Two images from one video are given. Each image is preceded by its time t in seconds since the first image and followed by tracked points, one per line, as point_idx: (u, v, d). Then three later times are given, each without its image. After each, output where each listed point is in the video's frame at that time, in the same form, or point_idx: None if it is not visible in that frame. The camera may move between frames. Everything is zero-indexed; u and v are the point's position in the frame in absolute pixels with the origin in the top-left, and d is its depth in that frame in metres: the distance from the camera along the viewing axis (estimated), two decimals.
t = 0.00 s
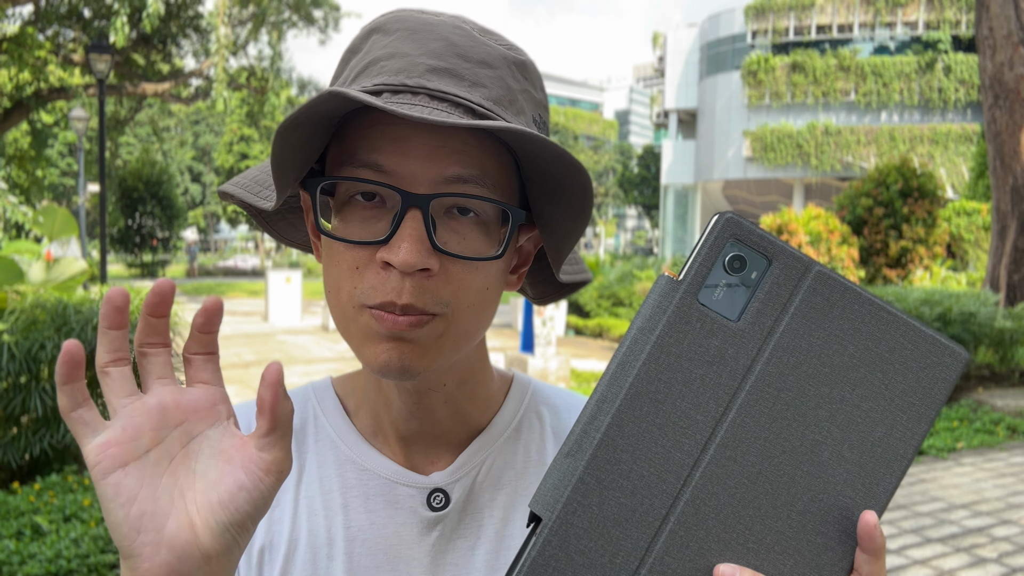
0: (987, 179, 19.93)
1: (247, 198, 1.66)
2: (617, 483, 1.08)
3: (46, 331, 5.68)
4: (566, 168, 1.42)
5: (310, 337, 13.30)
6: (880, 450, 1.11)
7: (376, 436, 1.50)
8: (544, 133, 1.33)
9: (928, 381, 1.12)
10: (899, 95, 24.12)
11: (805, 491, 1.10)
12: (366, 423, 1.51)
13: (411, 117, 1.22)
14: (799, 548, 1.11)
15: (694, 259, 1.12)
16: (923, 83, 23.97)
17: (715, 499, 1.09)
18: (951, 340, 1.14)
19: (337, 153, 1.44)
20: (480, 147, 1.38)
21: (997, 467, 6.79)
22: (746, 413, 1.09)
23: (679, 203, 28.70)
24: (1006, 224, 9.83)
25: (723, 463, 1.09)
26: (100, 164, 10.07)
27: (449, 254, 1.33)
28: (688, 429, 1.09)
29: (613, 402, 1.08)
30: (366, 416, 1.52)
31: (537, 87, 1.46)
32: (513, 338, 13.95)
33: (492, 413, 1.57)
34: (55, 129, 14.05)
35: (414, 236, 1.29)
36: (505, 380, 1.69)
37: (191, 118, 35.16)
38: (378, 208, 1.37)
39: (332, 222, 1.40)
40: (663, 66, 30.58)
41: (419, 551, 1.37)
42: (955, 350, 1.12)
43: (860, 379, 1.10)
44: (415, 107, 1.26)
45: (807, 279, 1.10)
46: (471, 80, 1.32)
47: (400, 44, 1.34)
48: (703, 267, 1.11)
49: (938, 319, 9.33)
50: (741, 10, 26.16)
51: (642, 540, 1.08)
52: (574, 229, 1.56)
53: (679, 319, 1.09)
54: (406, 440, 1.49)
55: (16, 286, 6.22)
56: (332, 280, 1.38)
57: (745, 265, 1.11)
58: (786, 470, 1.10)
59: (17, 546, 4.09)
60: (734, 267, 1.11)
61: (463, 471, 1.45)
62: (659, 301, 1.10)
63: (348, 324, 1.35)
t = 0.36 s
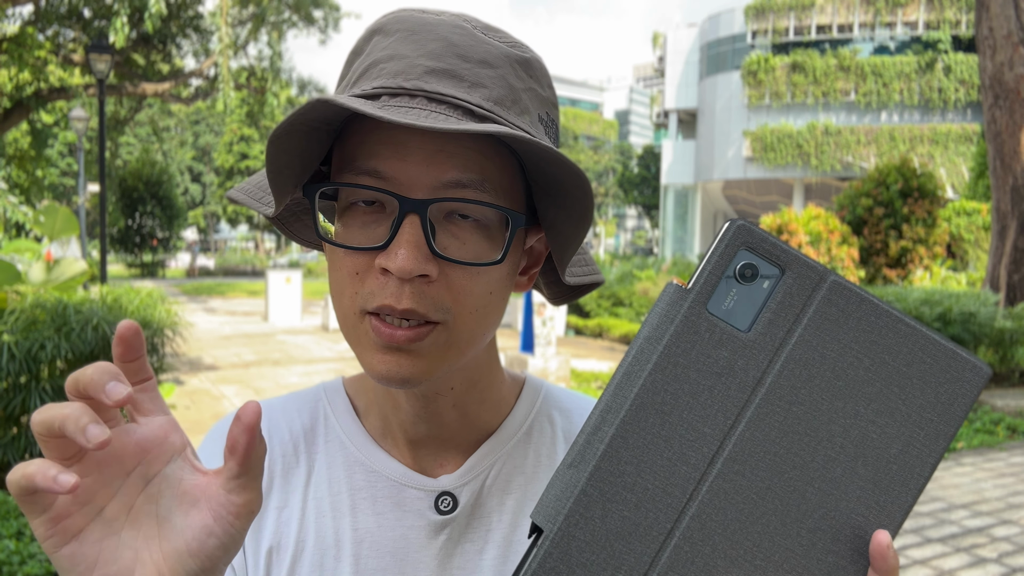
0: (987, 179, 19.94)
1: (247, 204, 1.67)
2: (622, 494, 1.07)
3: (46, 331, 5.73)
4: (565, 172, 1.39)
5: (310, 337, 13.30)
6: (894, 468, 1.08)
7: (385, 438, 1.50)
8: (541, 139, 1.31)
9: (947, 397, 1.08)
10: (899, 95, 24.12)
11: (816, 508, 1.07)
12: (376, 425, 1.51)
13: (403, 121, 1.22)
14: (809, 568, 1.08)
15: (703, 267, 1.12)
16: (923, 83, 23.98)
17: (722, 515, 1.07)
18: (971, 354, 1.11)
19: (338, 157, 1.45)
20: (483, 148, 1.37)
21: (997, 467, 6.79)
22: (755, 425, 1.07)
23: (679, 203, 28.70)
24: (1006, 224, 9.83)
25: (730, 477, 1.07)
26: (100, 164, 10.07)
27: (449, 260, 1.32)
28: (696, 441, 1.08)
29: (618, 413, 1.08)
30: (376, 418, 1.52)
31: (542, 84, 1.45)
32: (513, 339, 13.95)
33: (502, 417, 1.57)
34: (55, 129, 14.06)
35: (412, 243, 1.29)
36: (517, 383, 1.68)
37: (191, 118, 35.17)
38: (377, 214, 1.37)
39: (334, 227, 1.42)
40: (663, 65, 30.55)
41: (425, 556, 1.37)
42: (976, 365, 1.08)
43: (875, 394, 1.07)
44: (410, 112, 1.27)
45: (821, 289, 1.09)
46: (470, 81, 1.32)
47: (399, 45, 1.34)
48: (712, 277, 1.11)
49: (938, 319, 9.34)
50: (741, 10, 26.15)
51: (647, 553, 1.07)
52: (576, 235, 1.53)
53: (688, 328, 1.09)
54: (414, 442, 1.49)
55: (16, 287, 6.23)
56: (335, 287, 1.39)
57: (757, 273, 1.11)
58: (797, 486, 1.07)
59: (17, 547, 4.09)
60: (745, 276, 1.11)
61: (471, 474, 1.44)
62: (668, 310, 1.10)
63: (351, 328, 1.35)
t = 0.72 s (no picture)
0: (987, 179, 19.96)
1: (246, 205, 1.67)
2: (622, 498, 1.07)
3: (46, 331, 5.71)
4: (566, 165, 1.40)
5: (310, 337, 13.30)
6: (897, 473, 1.08)
7: (385, 439, 1.50)
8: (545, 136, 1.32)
9: (951, 402, 1.08)
10: (899, 95, 24.12)
11: (817, 513, 1.08)
12: (376, 426, 1.51)
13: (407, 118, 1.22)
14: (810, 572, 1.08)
15: (706, 270, 1.12)
16: (924, 83, 23.99)
17: (723, 520, 1.07)
18: (977, 360, 1.10)
19: (339, 155, 1.45)
20: (484, 145, 1.38)
21: (997, 467, 6.79)
22: (756, 430, 1.07)
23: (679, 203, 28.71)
24: (1006, 224, 9.83)
25: (731, 481, 1.07)
26: (100, 164, 10.07)
27: (451, 258, 1.32)
28: (697, 445, 1.08)
29: (619, 415, 1.08)
30: (376, 419, 1.52)
31: (541, 81, 1.45)
32: (513, 338, 13.96)
33: (503, 417, 1.57)
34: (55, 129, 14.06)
35: (415, 240, 1.29)
36: (517, 384, 1.68)
37: (191, 118, 35.22)
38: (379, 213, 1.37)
39: (337, 226, 1.42)
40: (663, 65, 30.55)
41: (426, 557, 1.37)
42: (980, 370, 1.08)
43: (878, 398, 1.08)
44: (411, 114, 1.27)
45: (824, 292, 1.09)
46: (471, 78, 1.32)
47: (398, 43, 1.34)
48: (714, 279, 1.11)
49: (938, 319, 9.34)
50: (741, 10, 26.15)
51: (647, 556, 1.07)
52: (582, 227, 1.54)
53: (690, 331, 1.09)
54: (414, 443, 1.49)
55: (16, 286, 6.23)
56: (336, 287, 1.39)
57: (759, 276, 1.11)
58: (798, 490, 1.07)
59: (17, 547, 4.08)
60: (747, 279, 1.10)
61: (471, 476, 1.44)
62: (669, 313, 1.10)
63: (352, 329, 1.35)
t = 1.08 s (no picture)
0: (987, 179, 19.96)
1: (240, 195, 1.69)
2: (622, 496, 1.07)
3: (46, 332, 5.70)
4: (558, 157, 1.40)
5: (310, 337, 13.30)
6: (896, 470, 1.08)
7: (379, 440, 1.50)
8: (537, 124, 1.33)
9: (949, 399, 1.08)
10: (899, 95, 24.11)
11: (817, 510, 1.08)
12: (370, 426, 1.52)
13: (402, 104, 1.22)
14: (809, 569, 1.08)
15: (705, 269, 1.12)
16: (924, 83, 23.99)
17: (723, 517, 1.07)
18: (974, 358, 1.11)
19: (333, 151, 1.45)
20: (476, 139, 1.38)
21: (997, 467, 6.78)
22: (757, 428, 1.07)
23: (679, 203, 28.70)
24: (1006, 224, 9.82)
25: (732, 480, 1.07)
26: (100, 164, 10.08)
27: (442, 250, 1.31)
28: (698, 443, 1.07)
29: (620, 413, 1.07)
30: (370, 419, 1.52)
31: (536, 82, 1.45)
32: (513, 338, 13.97)
33: (498, 418, 1.57)
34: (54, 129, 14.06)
35: (405, 230, 1.29)
36: (512, 383, 1.67)
37: (191, 118, 35.24)
38: (371, 206, 1.37)
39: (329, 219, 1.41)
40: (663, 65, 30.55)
41: (423, 558, 1.37)
42: (978, 367, 1.08)
43: (877, 396, 1.08)
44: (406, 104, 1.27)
45: (824, 291, 1.09)
46: (464, 73, 1.32)
47: (394, 38, 1.35)
48: (714, 277, 1.11)
49: (938, 319, 9.34)
50: (741, 10, 26.15)
51: (648, 554, 1.06)
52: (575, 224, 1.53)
53: (690, 330, 1.08)
54: (409, 444, 1.49)
55: (16, 286, 6.23)
56: (328, 282, 1.39)
57: (760, 274, 1.11)
58: (798, 488, 1.07)
59: (17, 547, 4.09)
60: (746, 277, 1.10)
61: (467, 476, 1.44)
62: (670, 311, 1.10)
63: (343, 322, 1.35)
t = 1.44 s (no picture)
0: (987, 179, 19.97)
1: (245, 196, 1.68)
2: (622, 493, 1.06)
3: (46, 332, 5.70)
4: (573, 156, 1.45)
5: (310, 338, 13.31)
6: (887, 465, 1.09)
7: (378, 439, 1.51)
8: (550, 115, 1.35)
9: (937, 395, 1.09)
10: (899, 95, 24.10)
11: (812, 505, 1.08)
12: (369, 425, 1.52)
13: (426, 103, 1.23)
14: (805, 564, 1.08)
15: (702, 269, 1.12)
16: (924, 83, 23.98)
17: (720, 514, 1.07)
18: (961, 354, 1.12)
19: (336, 153, 1.44)
20: (485, 138, 1.40)
21: (997, 467, 6.78)
22: (752, 426, 1.07)
23: (679, 203, 28.69)
24: (1006, 224, 9.82)
25: (729, 476, 1.07)
26: (100, 164, 10.07)
27: (455, 249, 1.31)
28: (694, 440, 1.07)
29: (619, 412, 1.07)
30: (369, 418, 1.52)
31: (536, 82, 1.47)
32: (513, 338, 13.98)
33: (495, 417, 1.57)
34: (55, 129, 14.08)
35: (422, 229, 1.29)
36: (508, 383, 1.68)
37: (191, 118, 35.29)
38: (382, 205, 1.36)
39: (336, 221, 1.39)
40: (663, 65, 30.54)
41: (424, 557, 1.36)
42: (965, 364, 1.10)
43: (868, 392, 1.08)
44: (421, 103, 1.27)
45: (817, 290, 1.09)
46: (472, 72, 1.33)
47: (400, 40, 1.35)
48: (711, 277, 1.10)
49: (938, 319, 9.34)
50: (741, 10, 26.14)
51: (648, 551, 1.06)
52: (582, 217, 1.59)
53: (688, 329, 1.08)
54: (408, 443, 1.49)
55: (16, 286, 6.24)
56: (335, 285, 1.37)
57: (755, 274, 1.10)
58: (793, 484, 1.07)
59: (17, 546, 4.08)
60: (742, 278, 1.10)
61: (467, 476, 1.44)
62: (666, 311, 1.09)
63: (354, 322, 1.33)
